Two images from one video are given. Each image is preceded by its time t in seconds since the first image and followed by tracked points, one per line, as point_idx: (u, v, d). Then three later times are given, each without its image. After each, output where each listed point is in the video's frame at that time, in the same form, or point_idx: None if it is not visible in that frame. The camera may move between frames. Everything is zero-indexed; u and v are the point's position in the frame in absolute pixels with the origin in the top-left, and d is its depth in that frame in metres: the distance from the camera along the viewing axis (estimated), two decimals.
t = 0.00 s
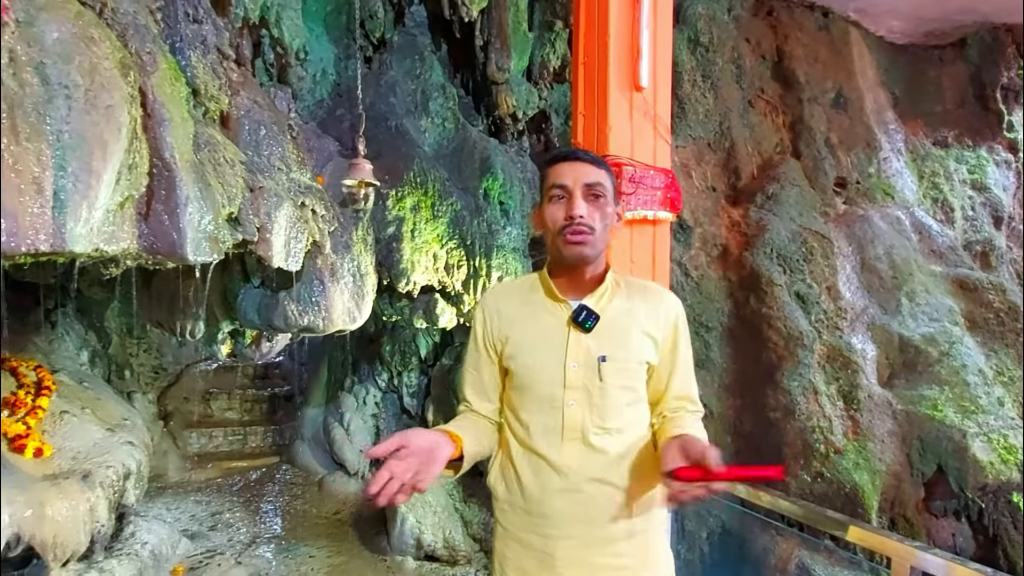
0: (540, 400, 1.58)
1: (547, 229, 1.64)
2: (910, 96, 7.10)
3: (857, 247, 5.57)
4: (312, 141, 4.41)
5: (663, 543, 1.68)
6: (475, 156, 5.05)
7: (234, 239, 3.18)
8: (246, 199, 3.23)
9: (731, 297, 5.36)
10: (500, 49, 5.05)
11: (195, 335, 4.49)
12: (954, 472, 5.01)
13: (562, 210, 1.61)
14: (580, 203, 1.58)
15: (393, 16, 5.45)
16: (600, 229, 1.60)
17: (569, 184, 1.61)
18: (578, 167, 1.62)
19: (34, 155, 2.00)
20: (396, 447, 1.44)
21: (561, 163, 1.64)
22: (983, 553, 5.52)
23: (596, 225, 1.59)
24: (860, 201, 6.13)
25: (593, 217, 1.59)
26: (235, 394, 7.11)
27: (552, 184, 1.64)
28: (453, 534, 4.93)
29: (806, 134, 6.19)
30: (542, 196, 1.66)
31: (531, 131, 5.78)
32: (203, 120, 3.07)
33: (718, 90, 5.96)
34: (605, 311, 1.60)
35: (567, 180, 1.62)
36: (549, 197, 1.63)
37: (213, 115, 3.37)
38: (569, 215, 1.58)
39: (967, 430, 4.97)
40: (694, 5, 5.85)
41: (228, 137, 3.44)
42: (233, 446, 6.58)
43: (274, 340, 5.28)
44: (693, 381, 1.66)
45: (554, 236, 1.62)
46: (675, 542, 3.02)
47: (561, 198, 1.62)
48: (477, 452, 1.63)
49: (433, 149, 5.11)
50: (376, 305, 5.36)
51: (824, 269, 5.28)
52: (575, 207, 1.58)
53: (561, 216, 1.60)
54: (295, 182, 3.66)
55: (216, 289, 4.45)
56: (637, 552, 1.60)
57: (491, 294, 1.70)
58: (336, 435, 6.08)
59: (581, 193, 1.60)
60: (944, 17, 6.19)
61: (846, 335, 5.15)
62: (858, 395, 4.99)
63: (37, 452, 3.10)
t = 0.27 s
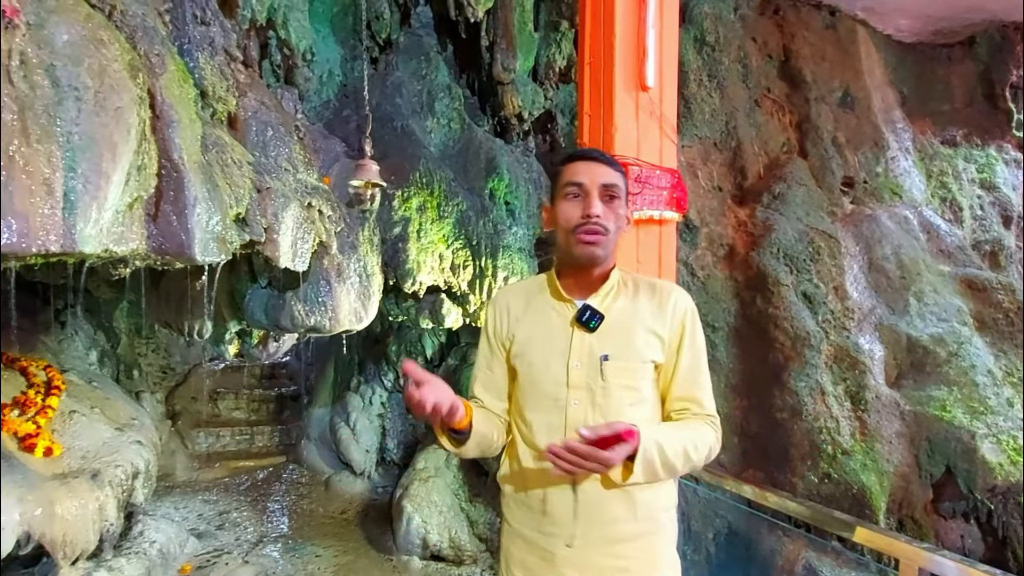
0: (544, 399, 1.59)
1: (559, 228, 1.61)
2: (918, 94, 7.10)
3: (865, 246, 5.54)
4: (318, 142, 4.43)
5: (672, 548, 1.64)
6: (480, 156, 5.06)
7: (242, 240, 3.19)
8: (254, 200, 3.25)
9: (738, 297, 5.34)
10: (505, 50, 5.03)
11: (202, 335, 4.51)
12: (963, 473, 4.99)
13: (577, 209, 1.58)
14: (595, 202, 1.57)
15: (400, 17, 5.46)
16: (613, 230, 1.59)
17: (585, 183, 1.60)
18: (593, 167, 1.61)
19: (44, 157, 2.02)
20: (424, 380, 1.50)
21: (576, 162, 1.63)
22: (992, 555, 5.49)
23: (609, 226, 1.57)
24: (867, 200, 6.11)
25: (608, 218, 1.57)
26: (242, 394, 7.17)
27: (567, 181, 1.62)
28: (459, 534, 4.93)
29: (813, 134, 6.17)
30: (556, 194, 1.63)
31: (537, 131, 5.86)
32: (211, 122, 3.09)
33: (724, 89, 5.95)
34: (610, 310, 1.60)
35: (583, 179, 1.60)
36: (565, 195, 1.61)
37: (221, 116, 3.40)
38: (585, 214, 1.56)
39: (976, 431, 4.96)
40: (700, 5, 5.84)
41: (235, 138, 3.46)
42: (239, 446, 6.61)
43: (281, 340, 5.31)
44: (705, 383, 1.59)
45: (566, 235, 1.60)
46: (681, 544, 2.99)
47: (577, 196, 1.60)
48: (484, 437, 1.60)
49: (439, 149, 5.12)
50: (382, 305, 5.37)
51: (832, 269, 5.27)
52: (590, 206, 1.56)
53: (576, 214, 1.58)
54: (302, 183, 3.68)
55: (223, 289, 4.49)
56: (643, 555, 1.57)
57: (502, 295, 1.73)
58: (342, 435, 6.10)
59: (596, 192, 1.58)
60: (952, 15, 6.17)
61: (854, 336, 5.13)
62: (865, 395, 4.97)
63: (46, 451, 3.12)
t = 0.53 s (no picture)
0: (549, 398, 1.61)
1: (572, 229, 1.59)
2: (926, 93, 7.07)
3: (873, 247, 5.52)
4: (325, 144, 4.45)
5: (678, 549, 1.63)
6: (487, 157, 5.07)
7: (250, 240, 3.19)
8: (262, 201, 3.27)
9: (744, 297, 5.33)
10: (512, 51, 5.07)
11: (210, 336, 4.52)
12: (972, 474, 4.98)
13: (593, 211, 1.57)
14: (614, 206, 1.56)
15: (406, 18, 5.48)
16: (629, 234, 1.58)
17: (601, 185, 1.58)
18: (609, 169, 1.60)
19: (56, 159, 2.04)
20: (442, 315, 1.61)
21: (589, 163, 1.61)
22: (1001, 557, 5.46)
23: (626, 230, 1.56)
24: (875, 200, 6.10)
25: (625, 221, 1.57)
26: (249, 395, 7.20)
27: (581, 183, 1.60)
28: (465, 534, 4.94)
29: (820, 133, 6.15)
30: (567, 195, 1.62)
31: (543, 132, 5.81)
32: (219, 124, 3.12)
33: (731, 89, 5.95)
34: (616, 310, 1.60)
35: (599, 181, 1.59)
36: (578, 196, 1.59)
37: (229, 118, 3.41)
38: (603, 218, 1.55)
39: (985, 432, 4.96)
40: (706, 4, 5.84)
41: (243, 140, 3.48)
42: (246, 446, 6.64)
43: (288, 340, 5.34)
44: (715, 383, 1.54)
45: (579, 236, 1.59)
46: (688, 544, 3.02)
47: (592, 198, 1.58)
48: (466, 401, 1.63)
49: (445, 150, 5.16)
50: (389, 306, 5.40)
51: (839, 269, 5.26)
52: (608, 210, 1.56)
53: (593, 217, 1.56)
54: (309, 184, 3.70)
55: (232, 290, 4.53)
56: (646, 555, 1.57)
57: (513, 293, 1.75)
58: (349, 435, 6.12)
59: (614, 196, 1.57)
60: (960, 14, 6.16)
61: (861, 336, 5.12)
62: (873, 396, 4.96)
63: (57, 450, 3.14)
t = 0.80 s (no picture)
0: (555, 398, 1.62)
1: (585, 226, 1.60)
2: (933, 92, 7.05)
3: (880, 248, 5.50)
4: (332, 145, 4.46)
5: (684, 551, 1.62)
6: (492, 157, 5.08)
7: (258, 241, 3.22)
8: (269, 202, 3.29)
9: (750, 298, 5.33)
10: (517, 52, 5.06)
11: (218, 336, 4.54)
12: (980, 476, 4.97)
13: (608, 209, 1.58)
14: (628, 206, 1.57)
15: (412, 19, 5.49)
16: (640, 234, 1.59)
17: (617, 184, 1.60)
18: (627, 168, 1.61)
19: (68, 160, 2.06)
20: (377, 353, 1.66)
21: (607, 161, 1.63)
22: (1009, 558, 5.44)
23: (637, 230, 1.57)
24: (882, 200, 6.09)
25: (638, 220, 1.58)
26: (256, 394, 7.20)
27: (599, 180, 1.61)
28: (470, 534, 4.95)
29: (826, 133, 6.13)
30: (583, 192, 1.63)
31: (548, 132, 5.87)
32: (228, 125, 3.13)
33: (737, 89, 5.94)
34: (620, 312, 1.60)
35: (617, 180, 1.60)
36: (594, 193, 1.60)
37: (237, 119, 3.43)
38: (617, 215, 1.57)
39: (992, 434, 4.95)
40: (713, 4, 5.82)
41: (251, 141, 3.49)
42: (253, 445, 6.67)
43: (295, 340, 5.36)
44: (722, 386, 1.53)
45: (590, 233, 1.59)
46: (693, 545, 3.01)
47: (608, 196, 1.59)
48: (435, 413, 1.67)
49: (451, 151, 5.16)
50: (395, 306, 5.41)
51: (845, 269, 5.25)
52: (623, 209, 1.57)
53: (607, 214, 1.57)
54: (316, 185, 3.72)
55: (240, 290, 4.55)
56: (651, 557, 1.56)
57: (520, 296, 1.76)
58: (355, 435, 6.13)
59: (629, 195, 1.59)
60: (968, 14, 6.13)
61: (868, 337, 5.10)
62: (880, 397, 4.95)
63: (66, 449, 3.16)
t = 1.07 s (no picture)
0: (557, 399, 1.62)
1: (587, 224, 1.60)
2: (938, 92, 7.03)
3: (883, 248, 5.50)
4: (336, 145, 4.47)
5: (685, 550, 1.62)
6: (495, 158, 5.09)
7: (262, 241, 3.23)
8: (273, 202, 3.29)
9: (754, 298, 5.33)
10: (520, 52, 5.06)
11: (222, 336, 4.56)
12: (984, 477, 4.95)
13: (610, 207, 1.58)
14: (631, 205, 1.57)
15: (416, 20, 5.50)
16: (641, 234, 1.59)
17: (621, 184, 1.60)
18: (630, 168, 1.62)
19: (74, 160, 2.07)
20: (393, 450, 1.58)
21: (613, 160, 1.63)
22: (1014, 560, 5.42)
23: (638, 229, 1.57)
24: (885, 200, 6.08)
25: (639, 220, 1.58)
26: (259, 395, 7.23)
27: (603, 179, 1.62)
28: (473, 534, 4.95)
29: (830, 134, 6.12)
30: (587, 191, 1.63)
31: (551, 133, 5.87)
32: (232, 125, 3.14)
33: (740, 89, 5.94)
34: (622, 312, 1.60)
35: (622, 179, 1.60)
36: (597, 191, 1.61)
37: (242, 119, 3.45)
38: (618, 213, 1.57)
39: (998, 435, 4.92)
40: (715, 5, 5.83)
41: (255, 141, 3.50)
42: (257, 445, 6.69)
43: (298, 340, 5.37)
44: (725, 387, 1.53)
45: (591, 231, 1.59)
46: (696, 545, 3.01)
47: (611, 194, 1.60)
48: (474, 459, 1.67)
49: (455, 151, 5.18)
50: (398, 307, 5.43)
51: (849, 270, 5.24)
52: (625, 208, 1.57)
53: (609, 213, 1.58)
54: (320, 186, 3.73)
55: (243, 291, 4.54)
56: (652, 556, 1.56)
57: (523, 296, 1.76)
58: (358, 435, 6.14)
59: (632, 195, 1.59)
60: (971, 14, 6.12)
61: (872, 338, 5.10)
62: (883, 398, 4.94)
63: (71, 449, 3.17)
